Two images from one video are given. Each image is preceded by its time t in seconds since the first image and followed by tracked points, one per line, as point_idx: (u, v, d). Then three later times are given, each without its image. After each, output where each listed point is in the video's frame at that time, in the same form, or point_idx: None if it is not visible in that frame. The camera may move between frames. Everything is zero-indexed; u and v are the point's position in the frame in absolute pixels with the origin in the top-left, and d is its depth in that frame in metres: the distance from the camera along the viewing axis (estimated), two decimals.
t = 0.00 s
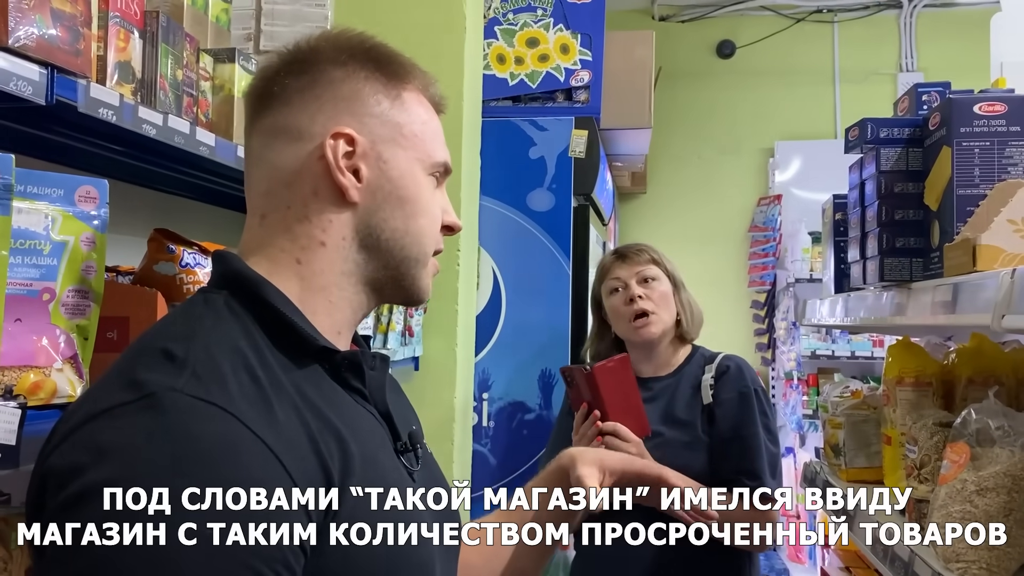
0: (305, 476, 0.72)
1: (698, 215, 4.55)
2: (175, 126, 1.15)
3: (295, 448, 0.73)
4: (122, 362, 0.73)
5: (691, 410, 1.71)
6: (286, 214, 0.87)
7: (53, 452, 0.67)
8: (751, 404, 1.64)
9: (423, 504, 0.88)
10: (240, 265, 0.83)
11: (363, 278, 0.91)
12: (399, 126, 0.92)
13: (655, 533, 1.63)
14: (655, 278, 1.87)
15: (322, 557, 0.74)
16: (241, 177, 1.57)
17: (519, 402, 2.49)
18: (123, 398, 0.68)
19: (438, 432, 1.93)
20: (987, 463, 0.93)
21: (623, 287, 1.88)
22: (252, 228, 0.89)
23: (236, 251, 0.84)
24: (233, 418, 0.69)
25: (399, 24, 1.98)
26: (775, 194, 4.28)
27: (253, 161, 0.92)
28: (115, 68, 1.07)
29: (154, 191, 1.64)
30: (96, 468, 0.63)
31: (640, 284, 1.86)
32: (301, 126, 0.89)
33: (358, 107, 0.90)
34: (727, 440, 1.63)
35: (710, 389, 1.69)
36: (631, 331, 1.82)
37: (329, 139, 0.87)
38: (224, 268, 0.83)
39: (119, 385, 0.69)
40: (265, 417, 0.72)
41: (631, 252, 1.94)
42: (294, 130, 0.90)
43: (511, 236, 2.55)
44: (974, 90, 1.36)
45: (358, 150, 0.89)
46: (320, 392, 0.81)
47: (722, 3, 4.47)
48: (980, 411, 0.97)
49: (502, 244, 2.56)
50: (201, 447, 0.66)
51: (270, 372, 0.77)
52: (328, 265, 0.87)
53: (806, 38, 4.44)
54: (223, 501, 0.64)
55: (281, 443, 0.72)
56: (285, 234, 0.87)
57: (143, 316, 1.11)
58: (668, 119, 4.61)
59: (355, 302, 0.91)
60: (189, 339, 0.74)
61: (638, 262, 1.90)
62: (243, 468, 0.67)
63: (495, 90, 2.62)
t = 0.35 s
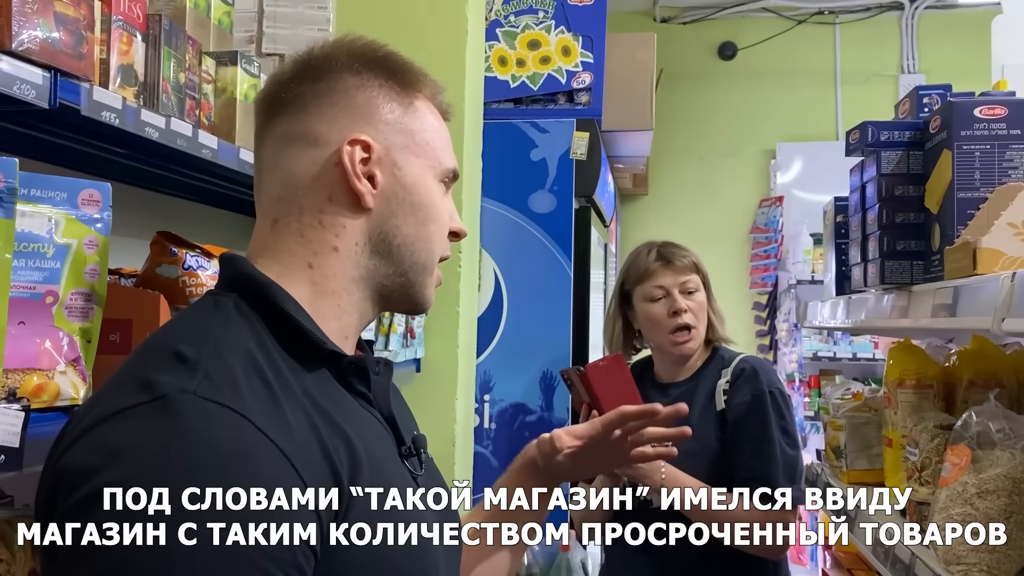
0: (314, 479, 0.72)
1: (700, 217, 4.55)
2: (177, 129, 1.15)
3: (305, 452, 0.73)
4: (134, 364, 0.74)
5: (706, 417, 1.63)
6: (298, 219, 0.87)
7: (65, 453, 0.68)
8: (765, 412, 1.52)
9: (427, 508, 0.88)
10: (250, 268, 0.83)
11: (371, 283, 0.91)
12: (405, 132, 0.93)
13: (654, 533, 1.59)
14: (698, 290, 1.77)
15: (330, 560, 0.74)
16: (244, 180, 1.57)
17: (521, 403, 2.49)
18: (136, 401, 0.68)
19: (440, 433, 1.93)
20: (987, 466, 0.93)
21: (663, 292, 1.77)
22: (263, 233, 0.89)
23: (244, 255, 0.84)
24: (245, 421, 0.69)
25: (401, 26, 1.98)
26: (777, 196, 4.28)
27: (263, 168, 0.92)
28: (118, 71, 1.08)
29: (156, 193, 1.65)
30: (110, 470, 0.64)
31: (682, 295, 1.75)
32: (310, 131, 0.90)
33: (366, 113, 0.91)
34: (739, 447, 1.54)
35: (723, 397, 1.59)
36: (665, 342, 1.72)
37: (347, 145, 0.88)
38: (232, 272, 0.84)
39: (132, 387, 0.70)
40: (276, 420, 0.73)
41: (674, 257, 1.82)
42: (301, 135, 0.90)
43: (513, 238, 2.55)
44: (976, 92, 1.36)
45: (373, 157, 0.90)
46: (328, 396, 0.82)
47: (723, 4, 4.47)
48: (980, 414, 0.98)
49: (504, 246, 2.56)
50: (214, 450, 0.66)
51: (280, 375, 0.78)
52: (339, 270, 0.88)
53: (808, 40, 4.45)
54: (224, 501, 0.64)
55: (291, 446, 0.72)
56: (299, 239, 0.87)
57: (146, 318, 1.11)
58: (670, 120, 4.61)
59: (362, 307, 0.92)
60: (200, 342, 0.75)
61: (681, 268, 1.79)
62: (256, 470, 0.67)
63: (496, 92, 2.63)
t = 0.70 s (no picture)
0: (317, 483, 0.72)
1: (700, 218, 4.55)
2: (177, 130, 1.15)
3: (308, 456, 0.73)
4: (135, 369, 0.74)
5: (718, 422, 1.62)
6: (310, 221, 0.87)
7: (67, 459, 0.68)
8: (779, 421, 1.49)
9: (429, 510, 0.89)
10: (250, 271, 0.83)
11: (377, 285, 0.92)
12: (410, 137, 0.93)
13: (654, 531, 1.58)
14: (720, 289, 1.72)
15: (335, 563, 0.74)
16: (242, 181, 1.56)
17: (521, 405, 2.49)
18: (138, 406, 0.68)
19: (442, 434, 1.93)
20: (988, 467, 0.93)
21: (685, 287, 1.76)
22: (272, 234, 0.88)
23: (245, 257, 0.84)
24: (249, 426, 0.69)
25: (401, 27, 1.98)
26: (777, 197, 4.28)
27: (265, 166, 0.92)
28: (118, 72, 1.08)
29: (155, 194, 1.65)
30: (114, 477, 0.64)
31: (700, 291, 1.73)
32: (317, 131, 0.89)
33: (371, 116, 0.91)
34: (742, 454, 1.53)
35: (737, 403, 1.58)
36: (677, 338, 1.72)
37: (368, 150, 0.88)
38: (232, 274, 0.84)
39: (134, 393, 0.70)
40: (278, 424, 0.73)
41: (705, 252, 1.76)
42: (307, 136, 0.90)
43: (513, 239, 2.55)
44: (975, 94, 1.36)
45: (391, 163, 0.90)
46: (330, 400, 0.82)
47: (723, 6, 4.47)
48: (980, 415, 0.97)
49: (504, 247, 2.56)
50: (218, 455, 0.66)
51: (282, 379, 0.78)
52: (348, 272, 0.88)
53: (808, 41, 4.45)
54: (223, 501, 0.64)
55: (295, 450, 0.72)
56: (309, 240, 0.86)
57: (147, 320, 1.11)
58: (670, 122, 4.61)
59: (367, 310, 0.92)
60: (202, 346, 0.75)
61: (707, 265, 1.74)
62: (260, 474, 0.67)
63: (496, 93, 2.62)
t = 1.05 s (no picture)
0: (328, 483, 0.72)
1: (698, 219, 4.55)
2: (175, 128, 1.15)
3: (319, 455, 0.73)
4: (143, 365, 0.73)
5: (734, 429, 1.60)
6: (315, 220, 0.86)
7: (77, 457, 0.67)
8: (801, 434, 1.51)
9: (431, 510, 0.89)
10: (258, 270, 0.82)
11: (380, 284, 0.92)
12: (413, 136, 0.93)
13: (654, 531, 1.58)
14: (728, 293, 1.70)
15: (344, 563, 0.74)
16: (240, 180, 1.56)
17: (520, 405, 2.48)
18: (150, 403, 0.67)
19: (441, 434, 1.92)
20: (988, 466, 0.93)
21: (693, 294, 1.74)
22: (276, 232, 0.87)
23: (250, 255, 0.83)
24: (263, 424, 0.69)
25: (400, 27, 1.98)
26: (776, 198, 4.29)
27: (267, 164, 0.91)
28: (116, 71, 1.08)
29: (153, 194, 1.64)
30: (128, 475, 0.63)
31: (708, 297, 1.71)
32: (319, 129, 0.89)
33: (377, 116, 0.91)
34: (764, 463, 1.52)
35: (759, 409, 1.56)
36: (689, 345, 1.71)
37: (374, 150, 0.88)
38: (239, 273, 0.83)
39: (145, 389, 0.69)
40: (290, 423, 0.72)
41: (710, 257, 1.75)
42: (311, 134, 0.89)
43: (513, 239, 2.55)
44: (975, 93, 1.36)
45: (396, 162, 0.90)
46: (336, 400, 0.82)
47: (722, 6, 4.48)
48: (980, 414, 0.97)
49: (504, 247, 2.56)
50: (233, 454, 0.66)
51: (291, 378, 0.77)
52: (353, 272, 0.87)
53: (807, 42, 4.45)
54: (224, 501, 0.63)
55: (306, 448, 0.72)
56: (313, 239, 0.86)
57: (144, 319, 1.11)
58: (669, 122, 4.61)
59: (371, 310, 0.92)
60: (212, 343, 0.74)
61: (714, 270, 1.72)
62: (275, 473, 0.67)
63: (495, 93, 2.62)
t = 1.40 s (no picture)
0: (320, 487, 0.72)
1: (696, 220, 4.56)
2: (174, 129, 1.14)
3: (310, 459, 0.73)
4: (132, 369, 0.73)
5: (738, 436, 1.59)
6: (309, 218, 0.86)
7: (67, 462, 0.67)
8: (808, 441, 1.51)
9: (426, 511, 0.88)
10: (247, 270, 0.81)
11: (374, 285, 0.91)
12: (408, 137, 0.93)
13: (654, 532, 1.57)
14: (747, 308, 1.67)
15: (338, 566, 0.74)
16: (237, 180, 1.55)
17: (518, 405, 2.48)
18: (139, 408, 0.67)
19: (438, 435, 1.92)
20: (987, 467, 0.93)
21: (710, 308, 1.71)
22: (269, 230, 0.87)
23: (240, 255, 0.83)
24: (253, 429, 0.69)
25: (398, 27, 1.98)
26: (774, 199, 4.29)
27: (260, 163, 0.91)
28: (114, 70, 1.07)
29: (150, 194, 1.63)
30: (118, 481, 0.63)
31: (727, 312, 1.68)
32: (312, 128, 0.89)
33: (374, 115, 0.91)
34: (767, 469, 1.51)
35: (765, 417, 1.56)
36: (706, 360, 1.68)
37: (370, 151, 0.88)
38: (229, 273, 0.82)
39: (135, 394, 0.69)
40: (281, 427, 0.72)
41: (728, 270, 1.72)
42: (306, 133, 0.89)
43: (511, 240, 2.55)
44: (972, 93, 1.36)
45: (392, 163, 0.90)
46: (329, 402, 0.81)
47: (720, 7, 4.48)
48: (980, 414, 0.96)
49: (502, 248, 2.56)
50: (224, 458, 0.65)
51: (282, 381, 0.77)
52: (346, 272, 0.87)
53: (805, 43, 4.45)
54: (223, 501, 0.63)
55: (298, 452, 0.72)
56: (307, 239, 0.86)
57: (142, 318, 1.10)
58: (667, 123, 4.61)
59: (364, 311, 0.91)
60: (202, 346, 0.74)
61: (733, 283, 1.69)
62: (267, 478, 0.67)
63: (493, 93, 2.61)
